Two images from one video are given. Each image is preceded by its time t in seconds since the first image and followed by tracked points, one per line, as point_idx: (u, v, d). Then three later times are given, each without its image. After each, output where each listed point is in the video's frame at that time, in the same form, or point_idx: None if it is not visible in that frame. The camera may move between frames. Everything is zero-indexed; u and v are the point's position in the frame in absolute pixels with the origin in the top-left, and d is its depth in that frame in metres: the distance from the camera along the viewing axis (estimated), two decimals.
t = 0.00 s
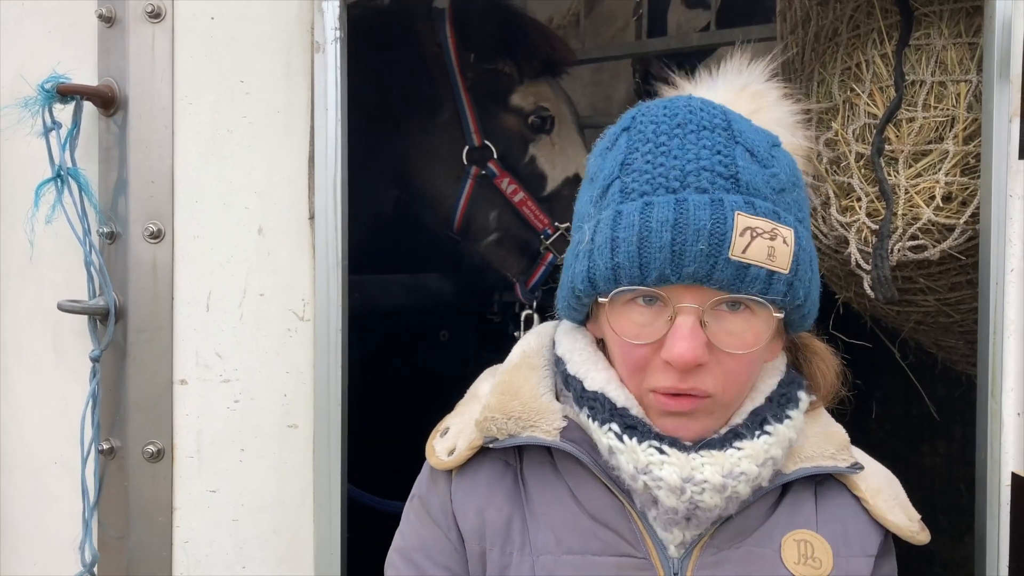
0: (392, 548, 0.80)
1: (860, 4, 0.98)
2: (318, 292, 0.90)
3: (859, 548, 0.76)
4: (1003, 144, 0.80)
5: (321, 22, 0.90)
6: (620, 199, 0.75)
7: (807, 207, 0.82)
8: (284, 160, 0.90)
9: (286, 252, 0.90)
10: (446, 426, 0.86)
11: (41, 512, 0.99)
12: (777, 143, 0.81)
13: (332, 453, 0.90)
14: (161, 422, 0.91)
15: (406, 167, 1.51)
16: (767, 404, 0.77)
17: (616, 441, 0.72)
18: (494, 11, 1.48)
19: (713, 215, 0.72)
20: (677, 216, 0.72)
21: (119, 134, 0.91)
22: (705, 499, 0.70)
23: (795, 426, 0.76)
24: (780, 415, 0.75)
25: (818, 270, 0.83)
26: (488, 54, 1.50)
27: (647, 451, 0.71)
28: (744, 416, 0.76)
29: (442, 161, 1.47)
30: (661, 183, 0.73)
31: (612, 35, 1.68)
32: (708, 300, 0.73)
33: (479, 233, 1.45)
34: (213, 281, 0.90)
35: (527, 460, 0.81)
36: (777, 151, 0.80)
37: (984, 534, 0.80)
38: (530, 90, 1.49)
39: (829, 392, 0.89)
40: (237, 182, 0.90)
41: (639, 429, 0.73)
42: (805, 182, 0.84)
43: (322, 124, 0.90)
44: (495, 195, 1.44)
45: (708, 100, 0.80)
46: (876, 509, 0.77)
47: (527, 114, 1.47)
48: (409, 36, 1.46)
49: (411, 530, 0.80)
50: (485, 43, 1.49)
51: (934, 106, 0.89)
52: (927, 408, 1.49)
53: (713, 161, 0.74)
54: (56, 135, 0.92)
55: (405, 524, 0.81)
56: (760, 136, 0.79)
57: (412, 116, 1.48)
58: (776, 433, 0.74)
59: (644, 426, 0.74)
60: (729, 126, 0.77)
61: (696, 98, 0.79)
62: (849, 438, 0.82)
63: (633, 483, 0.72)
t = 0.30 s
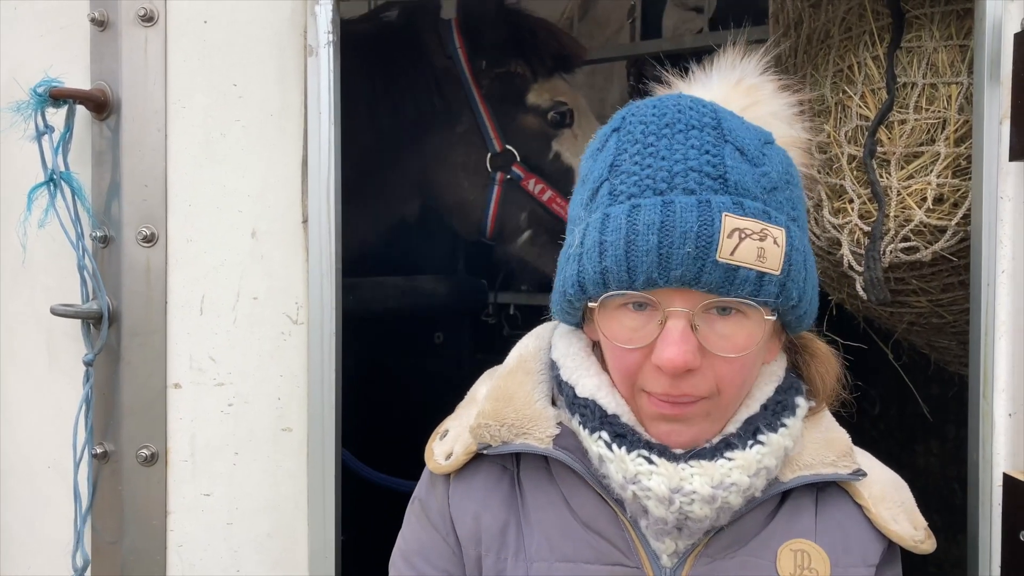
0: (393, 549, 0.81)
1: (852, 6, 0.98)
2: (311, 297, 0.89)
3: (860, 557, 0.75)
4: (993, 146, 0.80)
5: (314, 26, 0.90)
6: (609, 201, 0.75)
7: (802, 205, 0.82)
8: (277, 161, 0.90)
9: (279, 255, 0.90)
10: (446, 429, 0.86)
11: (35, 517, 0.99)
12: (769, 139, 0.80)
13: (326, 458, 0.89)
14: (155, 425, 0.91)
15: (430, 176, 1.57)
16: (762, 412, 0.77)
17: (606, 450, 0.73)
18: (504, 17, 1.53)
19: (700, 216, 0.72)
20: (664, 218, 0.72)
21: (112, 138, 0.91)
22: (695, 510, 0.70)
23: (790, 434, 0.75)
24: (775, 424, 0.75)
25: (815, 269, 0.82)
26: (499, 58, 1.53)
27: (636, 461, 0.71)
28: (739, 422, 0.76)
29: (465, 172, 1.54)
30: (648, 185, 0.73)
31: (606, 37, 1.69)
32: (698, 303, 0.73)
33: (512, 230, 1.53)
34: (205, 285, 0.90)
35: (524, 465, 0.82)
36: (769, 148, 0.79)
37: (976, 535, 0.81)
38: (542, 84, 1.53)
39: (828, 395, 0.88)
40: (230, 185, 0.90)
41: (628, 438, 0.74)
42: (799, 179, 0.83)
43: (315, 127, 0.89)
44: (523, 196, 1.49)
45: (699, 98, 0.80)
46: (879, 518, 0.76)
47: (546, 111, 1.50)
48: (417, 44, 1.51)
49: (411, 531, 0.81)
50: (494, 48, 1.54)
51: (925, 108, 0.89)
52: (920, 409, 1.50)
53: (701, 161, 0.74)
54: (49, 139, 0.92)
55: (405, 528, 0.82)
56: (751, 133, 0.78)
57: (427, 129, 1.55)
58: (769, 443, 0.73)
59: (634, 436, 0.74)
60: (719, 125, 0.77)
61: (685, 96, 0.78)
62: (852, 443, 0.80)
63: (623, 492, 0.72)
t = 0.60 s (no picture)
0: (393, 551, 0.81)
1: (843, 7, 0.98)
2: (304, 299, 0.89)
3: (856, 561, 0.75)
4: (983, 146, 0.81)
5: (305, 27, 0.90)
6: (595, 204, 0.76)
7: (791, 203, 0.81)
8: (269, 161, 0.90)
9: (272, 255, 0.90)
10: (443, 430, 0.86)
11: (28, 518, 0.99)
12: (756, 138, 0.80)
13: (320, 458, 0.89)
14: (147, 427, 0.90)
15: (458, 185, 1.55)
16: (755, 415, 0.76)
17: (598, 455, 0.73)
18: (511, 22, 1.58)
19: (685, 219, 0.72)
20: (648, 221, 0.72)
21: (104, 139, 0.91)
22: (687, 514, 0.70)
23: (784, 438, 0.75)
24: (768, 427, 0.75)
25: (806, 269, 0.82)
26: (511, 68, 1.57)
27: (627, 466, 0.71)
28: (731, 427, 0.76)
29: (493, 181, 1.51)
30: (631, 187, 0.74)
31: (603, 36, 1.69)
32: (687, 304, 0.73)
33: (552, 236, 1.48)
34: (197, 286, 0.90)
35: (521, 467, 0.82)
36: (757, 147, 0.79)
37: (967, 534, 0.81)
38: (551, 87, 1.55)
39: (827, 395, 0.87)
40: (222, 186, 0.90)
41: (619, 443, 0.73)
42: (788, 178, 0.83)
43: (308, 129, 0.89)
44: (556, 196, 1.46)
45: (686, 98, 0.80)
46: (876, 521, 0.76)
47: (566, 113, 1.50)
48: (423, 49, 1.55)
49: (409, 533, 0.81)
50: (507, 57, 1.57)
51: (916, 108, 0.90)
52: (912, 408, 1.50)
53: (686, 163, 0.74)
54: (40, 140, 0.92)
55: (404, 530, 0.82)
56: (737, 133, 0.78)
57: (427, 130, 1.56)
58: (762, 446, 0.73)
59: (626, 440, 0.74)
60: (705, 125, 0.77)
61: (671, 97, 0.79)
62: (848, 443, 0.80)
63: (614, 496, 0.73)
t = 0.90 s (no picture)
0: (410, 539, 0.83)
1: (838, 8, 0.98)
2: (299, 298, 0.89)
3: (863, 565, 0.73)
4: (976, 147, 0.81)
5: (300, 26, 0.89)
6: (607, 181, 0.78)
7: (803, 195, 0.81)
8: (264, 161, 0.90)
9: (267, 256, 0.90)
10: (462, 423, 0.87)
11: (23, 519, 0.99)
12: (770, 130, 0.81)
13: (314, 459, 0.89)
14: (142, 428, 0.90)
15: (457, 189, 1.54)
16: (761, 410, 0.75)
17: (602, 442, 0.73)
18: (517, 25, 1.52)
19: (687, 185, 0.73)
20: (653, 189, 0.73)
21: (98, 139, 0.91)
22: (686, 504, 0.70)
23: (789, 435, 0.74)
24: (773, 422, 0.74)
25: (814, 257, 0.80)
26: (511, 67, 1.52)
27: (629, 452, 0.72)
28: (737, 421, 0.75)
29: (487, 181, 1.51)
30: (641, 161, 0.75)
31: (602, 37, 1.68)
32: (690, 273, 0.73)
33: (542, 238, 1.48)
34: (192, 286, 0.90)
35: (535, 460, 0.83)
36: (768, 137, 0.80)
37: (961, 534, 0.81)
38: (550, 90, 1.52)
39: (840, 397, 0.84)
40: (216, 186, 0.90)
41: (623, 430, 0.73)
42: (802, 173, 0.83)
43: (303, 130, 0.89)
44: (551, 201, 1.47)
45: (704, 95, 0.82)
46: (886, 526, 0.74)
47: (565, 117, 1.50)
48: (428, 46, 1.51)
49: (426, 522, 0.83)
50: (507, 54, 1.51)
51: (911, 109, 0.90)
52: (906, 408, 1.50)
53: (692, 139, 0.75)
54: (34, 141, 0.92)
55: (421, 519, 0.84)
56: (748, 121, 0.79)
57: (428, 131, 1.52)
58: (765, 441, 0.72)
59: (630, 427, 0.74)
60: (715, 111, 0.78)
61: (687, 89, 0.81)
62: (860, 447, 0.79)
63: (617, 483, 0.73)
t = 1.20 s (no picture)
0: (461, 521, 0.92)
1: (837, 6, 0.98)
2: (295, 296, 0.90)
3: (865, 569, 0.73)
4: (974, 144, 0.81)
5: (298, 24, 0.89)
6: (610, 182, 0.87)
7: (795, 196, 0.79)
8: (262, 158, 0.90)
9: (264, 254, 0.90)
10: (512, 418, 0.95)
11: (19, 516, 0.99)
12: (766, 132, 0.81)
13: (310, 457, 0.89)
14: (138, 426, 0.90)
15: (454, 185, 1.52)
16: (751, 401, 0.76)
17: (589, 428, 0.78)
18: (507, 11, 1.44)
19: (637, 180, 0.79)
20: (616, 184, 0.82)
21: (95, 137, 0.90)
22: (663, 485, 0.73)
23: (777, 427, 0.74)
24: (757, 414, 0.74)
25: (796, 256, 0.78)
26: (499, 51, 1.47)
27: (609, 436, 0.76)
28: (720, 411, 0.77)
29: (462, 162, 1.49)
30: (626, 163, 0.84)
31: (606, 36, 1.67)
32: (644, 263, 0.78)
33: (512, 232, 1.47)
34: (189, 284, 0.90)
35: (564, 451, 0.89)
36: (758, 137, 0.80)
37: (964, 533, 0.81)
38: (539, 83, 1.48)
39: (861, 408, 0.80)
40: (213, 183, 0.90)
41: (604, 416, 0.78)
42: (812, 173, 0.81)
43: (301, 127, 0.89)
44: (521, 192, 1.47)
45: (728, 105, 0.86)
46: (899, 532, 0.73)
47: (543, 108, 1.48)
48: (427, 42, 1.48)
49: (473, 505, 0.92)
50: (501, 39, 1.46)
51: (909, 107, 0.90)
52: (904, 407, 1.50)
53: (663, 140, 0.81)
54: (31, 138, 0.91)
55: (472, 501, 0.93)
56: (739, 123, 0.81)
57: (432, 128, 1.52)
58: (745, 430, 0.73)
59: (611, 413, 0.78)
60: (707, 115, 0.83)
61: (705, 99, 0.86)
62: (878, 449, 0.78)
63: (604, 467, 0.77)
